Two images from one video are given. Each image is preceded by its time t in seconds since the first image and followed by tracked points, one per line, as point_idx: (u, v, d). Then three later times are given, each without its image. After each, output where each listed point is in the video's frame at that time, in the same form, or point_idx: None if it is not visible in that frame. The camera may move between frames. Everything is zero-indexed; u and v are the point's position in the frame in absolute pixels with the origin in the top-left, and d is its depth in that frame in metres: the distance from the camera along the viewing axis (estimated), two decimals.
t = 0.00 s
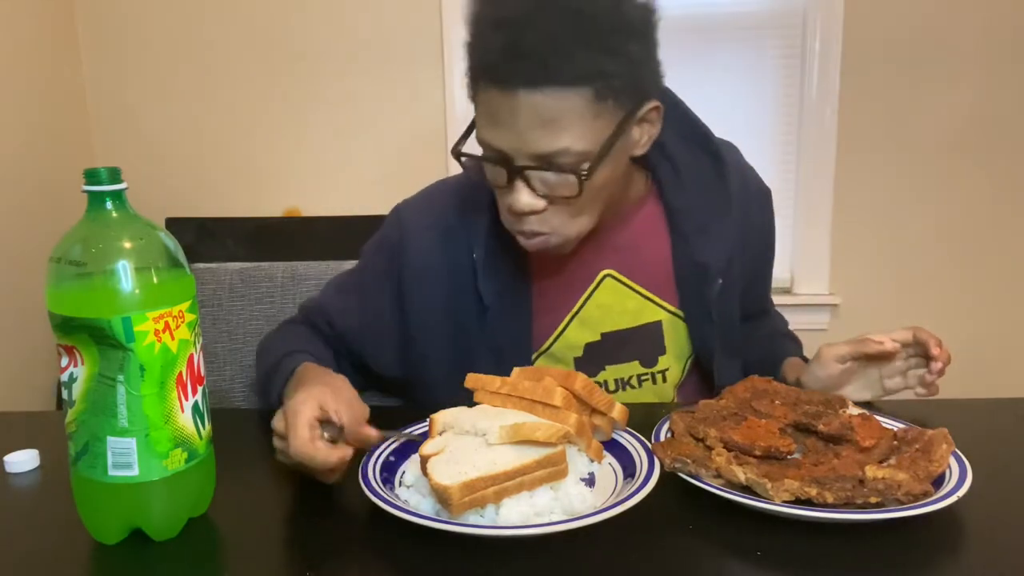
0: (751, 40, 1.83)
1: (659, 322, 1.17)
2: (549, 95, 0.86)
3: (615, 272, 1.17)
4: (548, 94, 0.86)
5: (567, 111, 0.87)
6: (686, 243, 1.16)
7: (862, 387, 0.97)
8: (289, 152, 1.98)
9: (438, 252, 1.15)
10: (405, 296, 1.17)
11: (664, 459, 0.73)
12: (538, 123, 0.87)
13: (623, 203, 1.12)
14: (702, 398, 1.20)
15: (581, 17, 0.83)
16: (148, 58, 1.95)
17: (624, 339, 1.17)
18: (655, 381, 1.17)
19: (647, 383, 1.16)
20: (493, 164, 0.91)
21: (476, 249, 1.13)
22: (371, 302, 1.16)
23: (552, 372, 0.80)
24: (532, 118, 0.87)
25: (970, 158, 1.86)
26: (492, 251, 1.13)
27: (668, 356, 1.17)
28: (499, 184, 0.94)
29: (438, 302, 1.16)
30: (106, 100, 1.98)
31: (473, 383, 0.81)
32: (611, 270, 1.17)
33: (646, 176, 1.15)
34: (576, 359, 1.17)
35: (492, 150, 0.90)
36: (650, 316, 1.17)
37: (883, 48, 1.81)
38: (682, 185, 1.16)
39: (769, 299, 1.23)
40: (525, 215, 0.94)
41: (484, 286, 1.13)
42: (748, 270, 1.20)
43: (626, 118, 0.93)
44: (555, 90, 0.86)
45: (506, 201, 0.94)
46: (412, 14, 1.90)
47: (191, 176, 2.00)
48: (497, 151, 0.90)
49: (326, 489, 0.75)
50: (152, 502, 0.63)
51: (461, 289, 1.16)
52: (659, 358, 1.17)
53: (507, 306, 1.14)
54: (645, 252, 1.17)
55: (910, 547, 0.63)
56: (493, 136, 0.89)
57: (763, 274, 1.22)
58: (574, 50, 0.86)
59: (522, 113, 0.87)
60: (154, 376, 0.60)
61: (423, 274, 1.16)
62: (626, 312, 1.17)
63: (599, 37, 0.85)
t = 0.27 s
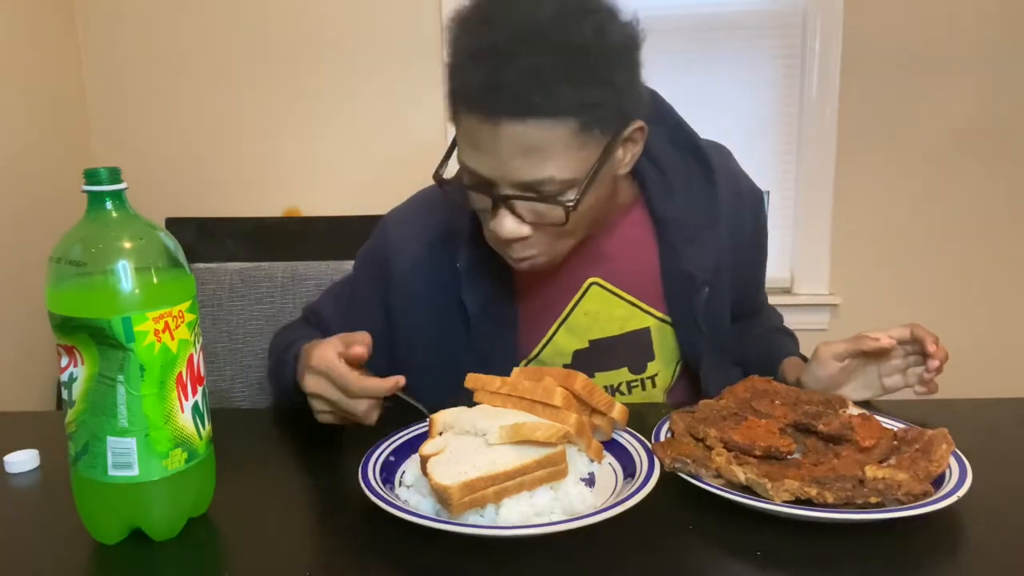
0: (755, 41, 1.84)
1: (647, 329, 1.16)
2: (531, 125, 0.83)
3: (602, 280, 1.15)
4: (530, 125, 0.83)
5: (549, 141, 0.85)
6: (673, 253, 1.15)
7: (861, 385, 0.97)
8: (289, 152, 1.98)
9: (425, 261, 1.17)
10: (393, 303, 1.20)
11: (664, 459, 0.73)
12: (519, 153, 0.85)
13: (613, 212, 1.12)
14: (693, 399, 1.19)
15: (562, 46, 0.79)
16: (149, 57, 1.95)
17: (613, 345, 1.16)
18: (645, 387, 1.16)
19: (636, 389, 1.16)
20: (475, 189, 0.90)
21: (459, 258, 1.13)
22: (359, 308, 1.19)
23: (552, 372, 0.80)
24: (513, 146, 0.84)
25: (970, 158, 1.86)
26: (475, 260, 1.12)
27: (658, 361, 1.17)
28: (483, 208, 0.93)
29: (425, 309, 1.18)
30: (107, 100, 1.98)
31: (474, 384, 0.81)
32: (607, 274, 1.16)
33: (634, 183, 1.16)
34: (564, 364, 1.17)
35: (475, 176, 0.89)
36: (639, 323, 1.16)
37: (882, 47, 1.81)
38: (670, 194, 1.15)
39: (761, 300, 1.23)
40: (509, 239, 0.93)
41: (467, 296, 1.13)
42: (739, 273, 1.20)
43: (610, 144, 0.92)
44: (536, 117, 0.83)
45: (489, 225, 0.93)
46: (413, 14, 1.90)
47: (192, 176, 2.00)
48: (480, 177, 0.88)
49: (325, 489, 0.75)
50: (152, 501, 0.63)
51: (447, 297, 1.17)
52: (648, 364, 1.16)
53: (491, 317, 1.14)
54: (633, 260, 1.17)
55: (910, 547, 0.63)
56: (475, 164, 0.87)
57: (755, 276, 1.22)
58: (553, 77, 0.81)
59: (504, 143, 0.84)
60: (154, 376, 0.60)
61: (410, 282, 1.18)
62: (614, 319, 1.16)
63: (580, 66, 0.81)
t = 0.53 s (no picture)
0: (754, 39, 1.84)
1: (641, 330, 1.16)
2: (507, 129, 0.86)
3: (593, 283, 1.16)
4: (504, 128, 0.85)
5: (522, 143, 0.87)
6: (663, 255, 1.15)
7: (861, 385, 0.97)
8: (289, 151, 1.98)
9: (417, 261, 1.17)
10: (387, 303, 1.19)
11: (664, 459, 0.73)
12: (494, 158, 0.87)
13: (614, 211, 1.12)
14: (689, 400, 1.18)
15: (534, 48, 0.83)
16: (150, 57, 1.95)
17: (605, 347, 1.16)
18: (639, 388, 1.15)
19: (631, 391, 1.15)
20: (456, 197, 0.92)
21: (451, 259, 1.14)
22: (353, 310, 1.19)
23: (552, 372, 0.80)
24: (488, 150, 0.86)
25: (970, 158, 1.86)
26: (466, 262, 1.13)
27: (651, 361, 1.17)
28: (464, 217, 0.94)
29: (418, 309, 1.18)
30: (107, 99, 1.97)
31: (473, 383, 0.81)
32: (604, 274, 1.17)
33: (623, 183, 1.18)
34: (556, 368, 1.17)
35: (455, 184, 0.91)
36: (631, 324, 1.16)
37: (882, 48, 1.81)
38: (659, 195, 1.16)
39: (757, 299, 1.23)
40: (492, 246, 0.93)
41: (458, 297, 1.15)
42: (735, 272, 1.20)
43: (588, 145, 0.94)
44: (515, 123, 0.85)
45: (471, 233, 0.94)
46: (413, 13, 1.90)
47: (192, 176, 2.00)
48: (460, 184, 0.90)
49: (325, 489, 0.75)
50: (151, 501, 0.63)
51: (439, 297, 1.18)
52: (641, 365, 1.16)
53: (482, 318, 1.16)
54: (624, 260, 1.17)
55: (910, 548, 0.63)
56: (455, 171, 0.90)
57: (752, 275, 1.21)
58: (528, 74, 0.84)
59: (480, 148, 0.86)
60: (154, 375, 0.60)
61: (402, 282, 1.18)
62: (606, 320, 1.16)
63: (548, 67, 0.85)
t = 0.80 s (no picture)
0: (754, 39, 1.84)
1: (639, 331, 1.16)
2: (494, 113, 0.86)
3: (592, 283, 1.15)
4: (492, 112, 0.86)
5: (512, 127, 0.87)
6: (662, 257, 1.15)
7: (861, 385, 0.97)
8: (289, 151, 1.98)
9: (417, 260, 1.17)
10: (386, 302, 1.19)
11: (664, 459, 0.73)
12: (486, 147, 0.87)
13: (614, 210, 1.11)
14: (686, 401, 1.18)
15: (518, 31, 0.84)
16: (150, 57, 1.95)
17: (603, 347, 1.16)
18: (636, 388, 1.15)
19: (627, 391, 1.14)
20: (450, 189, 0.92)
21: (449, 258, 1.14)
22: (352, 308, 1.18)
23: (552, 372, 0.80)
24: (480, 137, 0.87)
25: (970, 158, 1.86)
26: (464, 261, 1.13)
27: (649, 361, 1.16)
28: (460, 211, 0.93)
29: (417, 309, 1.18)
30: (107, 100, 1.97)
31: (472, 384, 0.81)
32: (603, 274, 1.16)
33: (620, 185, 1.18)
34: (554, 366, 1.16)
35: (447, 176, 0.90)
36: (630, 324, 1.16)
37: (882, 48, 1.81)
38: (657, 196, 1.16)
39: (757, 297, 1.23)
40: (490, 236, 0.93)
41: (456, 295, 1.14)
42: (733, 273, 1.20)
43: (576, 123, 0.94)
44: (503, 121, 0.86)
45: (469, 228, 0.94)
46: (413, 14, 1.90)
47: (192, 176, 2.00)
48: (452, 177, 0.90)
49: (325, 489, 0.75)
50: (151, 501, 0.63)
51: (438, 297, 1.18)
52: (638, 364, 1.15)
53: (480, 316, 1.16)
54: (623, 260, 1.17)
55: (910, 548, 0.63)
56: (446, 164, 0.90)
57: (751, 276, 1.22)
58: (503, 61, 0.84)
59: (469, 136, 0.86)
60: (154, 375, 0.60)
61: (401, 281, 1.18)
62: (604, 321, 1.16)
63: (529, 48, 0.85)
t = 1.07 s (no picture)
0: (754, 40, 1.84)
1: (638, 331, 1.16)
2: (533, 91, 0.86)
3: (591, 283, 1.15)
4: (534, 90, 0.86)
5: (552, 106, 0.88)
6: (664, 257, 1.15)
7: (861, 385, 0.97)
8: (289, 151, 1.98)
9: (418, 261, 1.17)
10: (387, 303, 1.19)
11: (664, 459, 0.73)
12: (537, 126, 0.88)
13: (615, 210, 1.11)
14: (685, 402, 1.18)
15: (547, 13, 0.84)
16: (150, 57, 1.95)
17: (602, 348, 1.15)
18: (635, 388, 1.15)
19: (626, 391, 1.14)
20: (486, 172, 0.90)
21: (450, 258, 1.13)
22: (352, 310, 1.17)
23: (552, 372, 0.80)
24: (528, 116, 0.87)
25: (969, 158, 1.86)
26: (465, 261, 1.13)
27: (647, 361, 1.16)
28: (497, 196, 0.92)
29: (417, 308, 1.18)
30: (107, 100, 1.97)
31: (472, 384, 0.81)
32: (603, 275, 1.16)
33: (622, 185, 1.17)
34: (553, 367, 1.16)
35: (487, 161, 0.89)
36: (629, 324, 1.16)
37: (882, 47, 1.81)
38: (657, 196, 1.17)
39: (756, 297, 1.23)
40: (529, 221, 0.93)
41: (457, 296, 1.13)
42: (733, 273, 1.20)
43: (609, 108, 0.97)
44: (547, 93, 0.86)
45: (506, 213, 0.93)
46: (413, 14, 1.90)
47: (192, 176, 2.00)
48: (493, 160, 0.89)
49: (325, 489, 0.75)
50: (151, 501, 0.63)
51: (437, 296, 1.17)
52: (637, 364, 1.15)
53: (481, 315, 1.14)
54: (624, 261, 1.17)
55: (910, 548, 0.63)
56: (486, 147, 0.88)
57: (750, 276, 1.21)
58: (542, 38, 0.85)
59: (516, 114, 0.86)
60: (154, 375, 0.60)
61: (403, 282, 1.18)
62: (603, 321, 1.16)
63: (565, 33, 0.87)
